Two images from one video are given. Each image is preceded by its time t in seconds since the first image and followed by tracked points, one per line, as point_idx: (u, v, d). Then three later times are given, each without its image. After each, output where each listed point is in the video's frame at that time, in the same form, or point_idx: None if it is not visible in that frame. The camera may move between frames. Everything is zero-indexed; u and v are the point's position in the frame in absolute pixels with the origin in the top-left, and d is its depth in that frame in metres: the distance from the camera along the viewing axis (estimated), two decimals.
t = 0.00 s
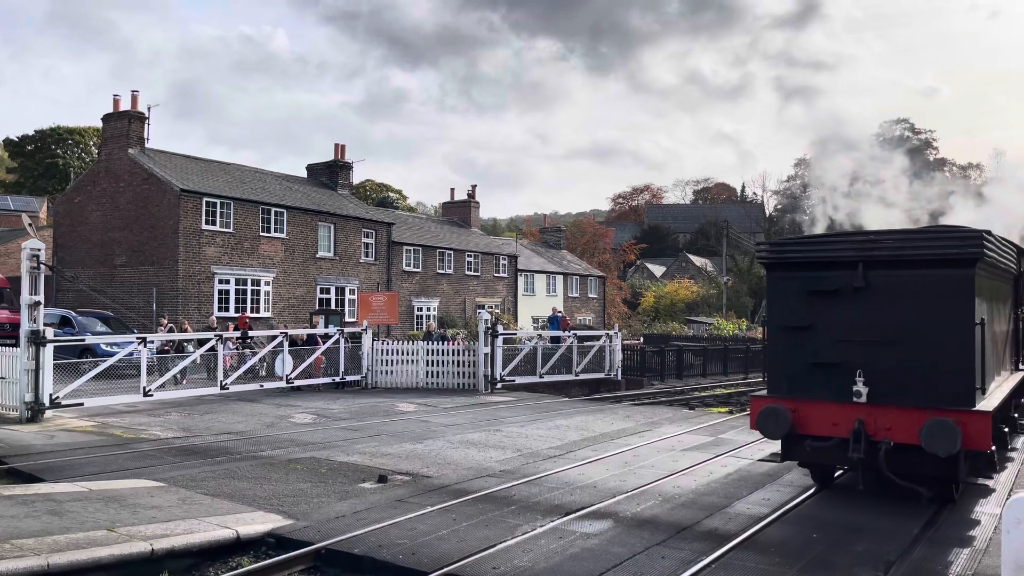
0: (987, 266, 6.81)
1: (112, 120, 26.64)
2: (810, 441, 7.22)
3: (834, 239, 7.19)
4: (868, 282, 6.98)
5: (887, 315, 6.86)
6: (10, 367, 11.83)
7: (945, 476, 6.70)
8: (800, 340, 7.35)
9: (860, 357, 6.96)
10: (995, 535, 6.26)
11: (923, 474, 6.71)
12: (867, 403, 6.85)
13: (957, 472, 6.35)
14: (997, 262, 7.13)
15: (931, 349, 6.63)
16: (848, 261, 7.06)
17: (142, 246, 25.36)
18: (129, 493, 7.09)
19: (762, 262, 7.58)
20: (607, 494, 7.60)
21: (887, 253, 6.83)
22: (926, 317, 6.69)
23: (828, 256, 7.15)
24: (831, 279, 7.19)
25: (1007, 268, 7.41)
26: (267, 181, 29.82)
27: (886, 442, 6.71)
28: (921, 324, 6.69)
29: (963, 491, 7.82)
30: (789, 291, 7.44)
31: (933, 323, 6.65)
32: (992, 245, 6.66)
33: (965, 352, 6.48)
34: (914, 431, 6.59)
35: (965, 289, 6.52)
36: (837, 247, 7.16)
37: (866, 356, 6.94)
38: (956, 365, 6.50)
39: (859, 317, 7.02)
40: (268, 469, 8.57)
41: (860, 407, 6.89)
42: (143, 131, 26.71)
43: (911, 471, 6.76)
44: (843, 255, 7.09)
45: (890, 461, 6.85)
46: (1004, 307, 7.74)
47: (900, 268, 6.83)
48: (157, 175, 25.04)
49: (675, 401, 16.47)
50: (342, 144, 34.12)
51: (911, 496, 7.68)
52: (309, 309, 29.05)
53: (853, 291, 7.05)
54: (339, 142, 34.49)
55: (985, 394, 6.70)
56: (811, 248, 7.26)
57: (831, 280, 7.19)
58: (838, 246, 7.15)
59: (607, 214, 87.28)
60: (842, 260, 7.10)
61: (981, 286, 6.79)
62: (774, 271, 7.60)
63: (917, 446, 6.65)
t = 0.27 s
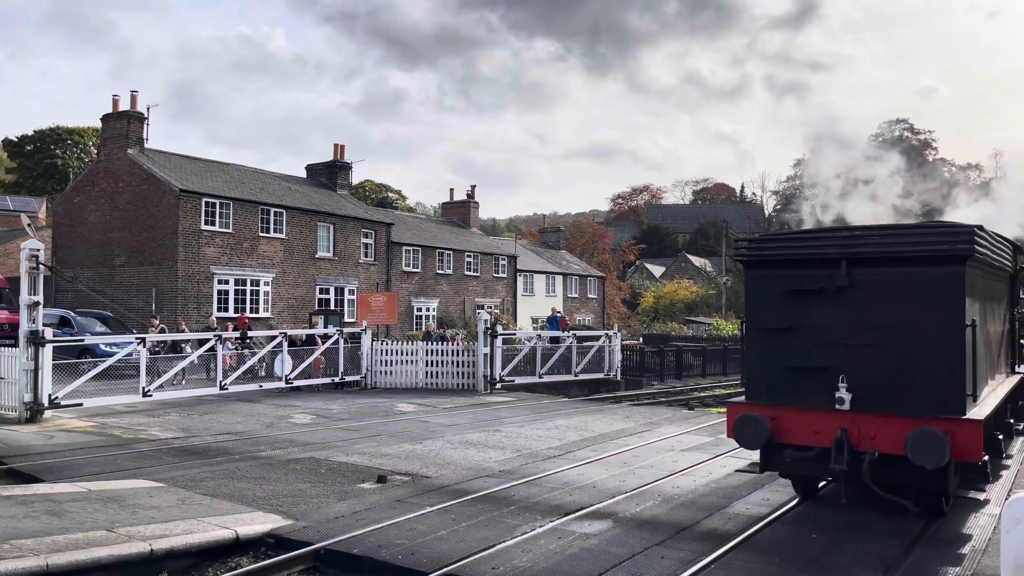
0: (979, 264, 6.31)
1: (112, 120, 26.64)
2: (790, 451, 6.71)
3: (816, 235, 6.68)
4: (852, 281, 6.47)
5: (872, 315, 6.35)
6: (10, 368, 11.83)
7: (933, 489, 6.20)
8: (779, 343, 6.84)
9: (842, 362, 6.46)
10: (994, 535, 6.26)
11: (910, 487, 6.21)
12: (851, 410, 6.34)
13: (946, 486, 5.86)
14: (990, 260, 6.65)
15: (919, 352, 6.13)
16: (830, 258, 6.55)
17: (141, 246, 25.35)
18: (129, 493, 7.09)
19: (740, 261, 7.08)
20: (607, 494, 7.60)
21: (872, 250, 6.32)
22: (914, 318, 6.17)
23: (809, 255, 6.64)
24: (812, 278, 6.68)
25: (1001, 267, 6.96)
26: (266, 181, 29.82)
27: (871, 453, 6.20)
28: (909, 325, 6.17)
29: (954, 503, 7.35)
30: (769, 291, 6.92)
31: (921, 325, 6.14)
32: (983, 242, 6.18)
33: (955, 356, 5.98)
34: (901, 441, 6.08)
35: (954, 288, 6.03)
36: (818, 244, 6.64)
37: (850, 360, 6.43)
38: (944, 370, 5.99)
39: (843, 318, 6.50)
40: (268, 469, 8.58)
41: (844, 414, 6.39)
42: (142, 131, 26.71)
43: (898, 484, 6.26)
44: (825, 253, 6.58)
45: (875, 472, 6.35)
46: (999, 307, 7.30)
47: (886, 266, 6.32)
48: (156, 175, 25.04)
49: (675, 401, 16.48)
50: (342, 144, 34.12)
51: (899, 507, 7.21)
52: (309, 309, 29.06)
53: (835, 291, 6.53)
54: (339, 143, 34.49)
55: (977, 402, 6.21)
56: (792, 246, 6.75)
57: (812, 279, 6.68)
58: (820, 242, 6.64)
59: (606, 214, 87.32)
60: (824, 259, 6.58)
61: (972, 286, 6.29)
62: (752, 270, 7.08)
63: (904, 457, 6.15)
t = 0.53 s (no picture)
0: (970, 261, 5.87)
1: (112, 120, 26.65)
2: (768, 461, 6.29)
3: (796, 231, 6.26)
4: (834, 280, 6.05)
5: (855, 317, 5.93)
6: (10, 368, 11.83)
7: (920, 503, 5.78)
8: (758, 346, 6.43)
9: (824, 366, 6.04)
10: (994, 536, 6.26)
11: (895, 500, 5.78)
12: (832, 418, 5.92)
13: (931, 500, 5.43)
14: (984, 258, 6.22)
15: (905, 356, 5.70)
16: (811, 256, 6.13)
17: (141, 246, 25.35)
18: (129, 493, 7.09)
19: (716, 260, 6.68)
20: (607, 494, 7.60)
21: (855, 247, 5.90)
22: (899, 320, 5.75)
23: (788, 252, 6.23)
24: (792, 277, 6.27)
25: (995, 263, 6.57)
26: (266, 181, 29.82)
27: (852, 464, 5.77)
28: (894, 327, 5.75)
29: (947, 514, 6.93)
30: (748, 291, 6.50)
31: (907, 326, 5.71)
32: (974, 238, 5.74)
33: (943, 360, 5.55)
34: (884, 451, 5.65)
35: (942, 287, 5.59)
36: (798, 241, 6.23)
37: (832, 364, 6.01)
38: (932, 375, 5.57)
39: (824, 320, 6.08)
40: (268, 469, 8.59)
41: (824, 422, 5.97)
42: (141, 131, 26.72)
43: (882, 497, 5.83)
44: (806, 250, 6.15)
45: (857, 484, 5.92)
46: (994, 306, 6.96)
47: (869, 263, 5.89)
48: (156, 175, 25.05)
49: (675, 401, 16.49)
50: (342, 144, 34.12)
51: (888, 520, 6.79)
52: (309, 309, 29.07)
53: (817, 290, 6.11)
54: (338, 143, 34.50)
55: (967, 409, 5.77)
56: (771, 243, 6.35)
57: (793, 278, 6.26)
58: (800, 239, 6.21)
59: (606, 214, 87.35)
60: (805, 256, 6.16)
61: (963, 285, 5.84)
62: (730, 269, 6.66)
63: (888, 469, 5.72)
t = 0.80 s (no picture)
0: (962, 256, 5.34)
1: (111, 120, 26.65)
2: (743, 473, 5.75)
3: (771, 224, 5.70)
4: (815, 277, 5.50)
5: (837, 317, 5.40)
6: (10, 368, 11.84)
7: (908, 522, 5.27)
8: (732, 348, 5.88)
9: (802, 371, 5.52)
10: (994, 536, 6.25)
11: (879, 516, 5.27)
12: (811, 427, 5.39)
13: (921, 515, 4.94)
14: (978, 253, 5.71)
15: (891, 360, 5.18)
16: (788, 251, 5.56)
17: (141, 246, 25.35)
18: (129, 493, 7.09)
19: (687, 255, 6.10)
20: (606, 494, 7.60)
21: (836, 241, 5.34)
22: (885, 320, 5.22)
23: (764, 247, 5.65)
24: (770, 273, 5.70)
25: (992, 261, 6.13)
26: (266, 181, 29.82)
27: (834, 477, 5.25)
28: (880, 329, 5.23)
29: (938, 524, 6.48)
30: (721, 288, 5.95)
31: (893, 328, 5.19)
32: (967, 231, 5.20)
33: (933, 364, 5.04)
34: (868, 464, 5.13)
35: (932, 284, 5.06)
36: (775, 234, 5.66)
37: (811, 370, 5.48)
38: (920, 381, 5.06)
39: (803, 321, 5.55)
40: (268, 469, 8.59)
41: (804, 432, 5.44)
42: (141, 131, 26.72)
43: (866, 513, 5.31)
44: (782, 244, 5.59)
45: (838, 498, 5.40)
46: (989, 306, 6.52)
47: (853, 259, 5.34)
48: (156, 175, 25.05)
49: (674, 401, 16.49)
50: (342, 144, 34.13)
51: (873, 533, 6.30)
52: (309, 309, 29.07)
53: (795, 288, 5.57)
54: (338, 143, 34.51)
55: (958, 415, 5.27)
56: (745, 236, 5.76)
57: (770, 275, 5.70)
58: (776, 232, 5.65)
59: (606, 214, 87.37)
60: (782, 250, 5.59)
61: (954, 281, 5.31)
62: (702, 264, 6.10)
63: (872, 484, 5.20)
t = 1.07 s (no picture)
0: (950, 252, 4.94)
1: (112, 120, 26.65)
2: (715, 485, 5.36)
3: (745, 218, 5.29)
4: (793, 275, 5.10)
5: (815, 317, 5.01)
6: (10, 368, 11.84)
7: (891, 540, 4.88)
8: (705, 351, 5.48)
9: (778, 377, 5.12)
10: (995, 535, 6.25)
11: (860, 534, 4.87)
12: (787, 438, 4.99)
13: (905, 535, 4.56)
14: (970, 249, 5.30)
15: (873, 365, 4.78)
16: (763, 247, 5.16)
17: (141, 246, 25.36)
18: (129, 493, 7.10)
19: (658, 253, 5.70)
20: (606, 494, 7.60)
21: (814, 236, 4.94)
22: (867, 322, 4.82)
23: (737, 243, 5.26)
24: (744, 271, 5.31)
25: (986, 258, 5.80)
26: (266, 181, 29.82)
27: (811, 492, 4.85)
28: (861, 331, 4.83)
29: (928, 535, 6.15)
30: (693, 288, 5.54)
31: (875, 330, 4.78)
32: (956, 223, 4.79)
33: (918, 369, 4.63)
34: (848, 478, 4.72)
35: (918, 283, 4.64)
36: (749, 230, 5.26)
37: (788, 375, 5.08)
38: (905, 387, 4.65)
39: (780, 323, 5.15)
40: (268, 469, 8.59)
41: (780, 443, 5.03)
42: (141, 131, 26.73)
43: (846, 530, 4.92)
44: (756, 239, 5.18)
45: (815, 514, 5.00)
46: (982, 306, 6.15)
47: (831, 255, 4.95)
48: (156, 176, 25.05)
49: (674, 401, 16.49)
50: (342, 144, 34.12)
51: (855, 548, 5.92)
52: (309, 309, 29.07)
53: (771, 286, 5.17)
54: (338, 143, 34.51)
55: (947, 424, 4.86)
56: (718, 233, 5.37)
57: (744, 273, 5.30)
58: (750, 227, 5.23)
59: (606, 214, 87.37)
60: (757, 247, 5.19)
61: (942, 278, 4.90)
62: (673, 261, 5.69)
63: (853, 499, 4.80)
